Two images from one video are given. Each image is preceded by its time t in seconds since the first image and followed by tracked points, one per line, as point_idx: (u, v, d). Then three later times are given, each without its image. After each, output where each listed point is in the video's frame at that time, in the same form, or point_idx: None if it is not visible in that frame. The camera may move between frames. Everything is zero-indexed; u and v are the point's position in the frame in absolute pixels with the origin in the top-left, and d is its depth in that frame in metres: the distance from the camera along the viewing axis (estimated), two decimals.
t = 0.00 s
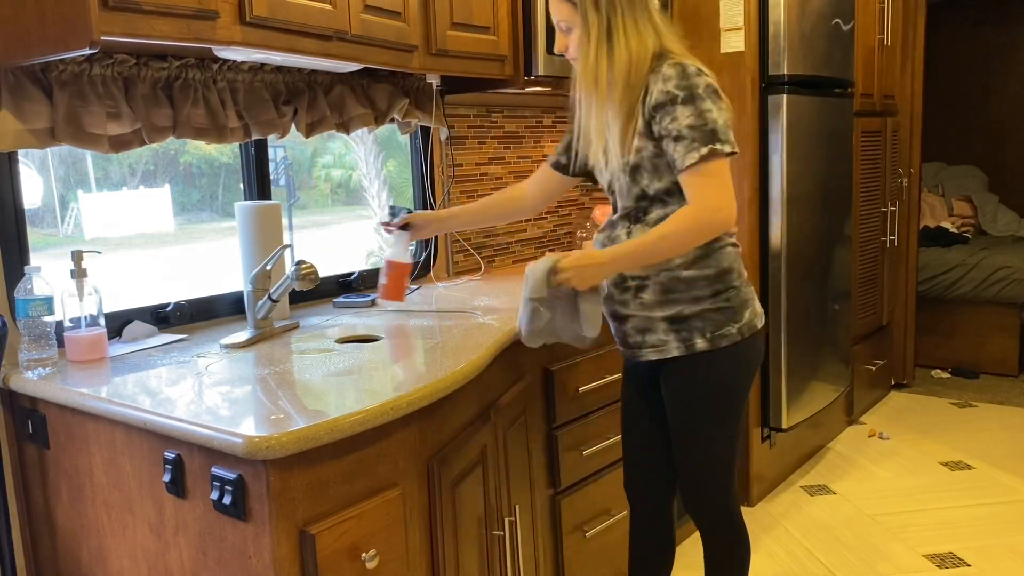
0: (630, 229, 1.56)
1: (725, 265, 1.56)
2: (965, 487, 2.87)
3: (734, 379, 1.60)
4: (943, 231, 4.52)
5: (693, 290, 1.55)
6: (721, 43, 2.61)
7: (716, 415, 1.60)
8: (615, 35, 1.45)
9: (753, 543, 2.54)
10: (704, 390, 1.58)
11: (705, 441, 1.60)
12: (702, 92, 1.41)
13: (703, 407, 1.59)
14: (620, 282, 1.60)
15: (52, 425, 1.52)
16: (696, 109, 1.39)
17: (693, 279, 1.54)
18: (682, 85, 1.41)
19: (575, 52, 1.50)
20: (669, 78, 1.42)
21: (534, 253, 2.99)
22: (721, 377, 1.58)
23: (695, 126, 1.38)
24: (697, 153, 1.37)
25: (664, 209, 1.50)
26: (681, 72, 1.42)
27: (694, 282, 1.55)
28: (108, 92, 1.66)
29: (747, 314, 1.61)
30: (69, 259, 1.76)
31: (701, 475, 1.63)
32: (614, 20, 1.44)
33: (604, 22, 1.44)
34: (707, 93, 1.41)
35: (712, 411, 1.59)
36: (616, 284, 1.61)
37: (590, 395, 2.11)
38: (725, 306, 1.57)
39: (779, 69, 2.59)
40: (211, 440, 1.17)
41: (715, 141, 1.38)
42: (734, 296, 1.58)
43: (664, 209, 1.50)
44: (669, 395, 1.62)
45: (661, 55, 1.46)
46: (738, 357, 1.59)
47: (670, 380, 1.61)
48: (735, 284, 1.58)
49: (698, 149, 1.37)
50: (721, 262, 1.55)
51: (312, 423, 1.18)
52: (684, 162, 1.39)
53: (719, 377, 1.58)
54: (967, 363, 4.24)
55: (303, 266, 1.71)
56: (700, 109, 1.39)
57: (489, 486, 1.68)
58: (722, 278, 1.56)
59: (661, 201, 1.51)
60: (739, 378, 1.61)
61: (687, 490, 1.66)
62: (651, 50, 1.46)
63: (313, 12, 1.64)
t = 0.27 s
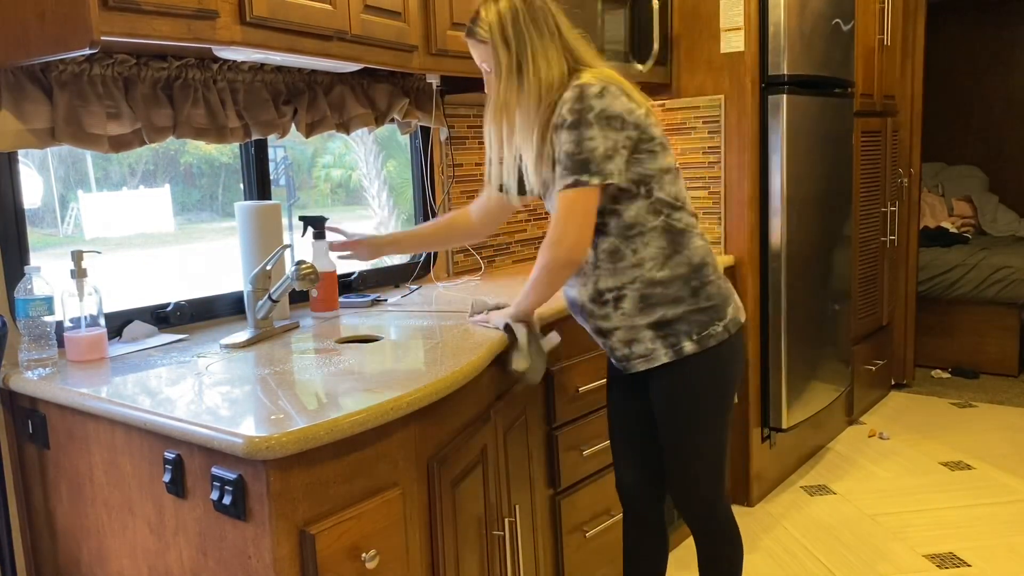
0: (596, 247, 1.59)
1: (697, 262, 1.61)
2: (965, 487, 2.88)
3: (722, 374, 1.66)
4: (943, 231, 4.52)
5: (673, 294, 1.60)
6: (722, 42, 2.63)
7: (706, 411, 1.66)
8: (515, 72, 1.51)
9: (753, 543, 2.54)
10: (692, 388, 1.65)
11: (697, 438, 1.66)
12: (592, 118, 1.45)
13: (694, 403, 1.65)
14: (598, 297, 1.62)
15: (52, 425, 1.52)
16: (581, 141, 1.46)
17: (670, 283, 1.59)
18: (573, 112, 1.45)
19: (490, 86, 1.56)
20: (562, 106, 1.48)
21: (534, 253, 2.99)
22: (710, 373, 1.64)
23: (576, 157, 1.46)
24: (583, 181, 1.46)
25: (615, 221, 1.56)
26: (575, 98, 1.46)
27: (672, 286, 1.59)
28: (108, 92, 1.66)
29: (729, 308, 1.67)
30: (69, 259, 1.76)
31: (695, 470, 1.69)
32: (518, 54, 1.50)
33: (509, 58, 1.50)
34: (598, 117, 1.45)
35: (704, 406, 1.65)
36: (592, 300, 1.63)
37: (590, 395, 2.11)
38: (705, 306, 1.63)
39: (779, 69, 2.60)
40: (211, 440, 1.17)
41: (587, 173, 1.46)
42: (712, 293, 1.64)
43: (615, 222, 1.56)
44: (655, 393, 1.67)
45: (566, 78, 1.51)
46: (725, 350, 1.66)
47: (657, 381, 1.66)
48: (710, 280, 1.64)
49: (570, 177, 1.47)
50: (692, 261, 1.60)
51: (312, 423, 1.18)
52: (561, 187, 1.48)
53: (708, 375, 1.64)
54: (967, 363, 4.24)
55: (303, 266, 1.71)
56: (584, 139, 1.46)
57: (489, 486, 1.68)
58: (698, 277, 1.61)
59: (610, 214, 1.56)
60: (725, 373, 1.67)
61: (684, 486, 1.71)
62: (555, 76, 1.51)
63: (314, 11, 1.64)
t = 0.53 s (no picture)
0: (563, 250, 1.63)
1: (658, 273, 1.58)
2: (965, 487, 2.87)
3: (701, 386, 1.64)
4: (943, 231, 4.52)
5: (631, 303, 1.58)
6: (722, 42, 2.63)
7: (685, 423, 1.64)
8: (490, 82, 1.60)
9: (753, 543, 2.54)
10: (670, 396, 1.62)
11: (673, 446, 1.64)
12: (536, 133, 1.50)
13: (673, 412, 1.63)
14: (565, 299, 1.64)
15: (53, 425, 1.52)
16: (522, 157, 1.52)
17: (628, 291, 1.58)
18: (521, 126, 1.51)
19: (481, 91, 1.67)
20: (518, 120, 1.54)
21: (534, 253, 2.99)
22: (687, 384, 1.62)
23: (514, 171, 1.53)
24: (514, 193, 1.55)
25: (575, 228, 1.59)
26: (526, 112, 1.51)
27: (631, 295, 1.58)
28: (108, 92, 1.66)
29: (697, 323, 1.62)
30: (69, 259, 1.76)
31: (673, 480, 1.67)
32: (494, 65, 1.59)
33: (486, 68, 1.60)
34: (543, 134, 1.50)
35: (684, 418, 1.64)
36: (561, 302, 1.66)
37: (590, 395, 2.11)
38: (665, 318, 1.59)
39: (779, 69, 2.60)
40: (211, 440, 1.17)
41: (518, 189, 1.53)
42: (675, 305, 1.60)
43: (573, 230, 1.59)
44: (630, 398, 1.66)
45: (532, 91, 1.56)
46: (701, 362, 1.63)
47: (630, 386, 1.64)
48: (676, 292, 1.60)
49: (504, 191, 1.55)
50: (654, 272, 1.58)
51: (312, 423, 1.18)
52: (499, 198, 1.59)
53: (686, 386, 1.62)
54: (967, 363, 4.24)
55: (303, 266, 1.71)
56: (525, 154, 1.51)
57: (489, 486, 1.68)
58: (658, 288, 1.58)
59: (570, 221, 1.59)
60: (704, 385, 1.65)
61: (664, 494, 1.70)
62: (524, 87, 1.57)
63: (314, 11, 1.64)
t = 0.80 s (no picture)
0: (563, 251, 1.62)
1: (660, 271, 1.58)
2: (965, 487, 2.87)
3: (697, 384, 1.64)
4: (943, 231, 4.52)
5: (634, 301, 1.59)
6: (722, 42, 2.63)
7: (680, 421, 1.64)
8: (496, 75, 1.56)
9: (753, 543, 2.54)
10: (664, 397, 1.62)
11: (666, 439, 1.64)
12: (549, 125, 1.47)
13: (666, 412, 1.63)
14: (565, 299, 1.64)
15: (53, 424, 1.52)
16: (540, 147, 1.48)
17: (632, 290, 1.58)
18: (534, 118, 1.48)
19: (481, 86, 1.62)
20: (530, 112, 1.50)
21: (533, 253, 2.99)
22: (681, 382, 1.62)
23: (535, 160, 1.48)
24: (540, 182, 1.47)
25: (579, 227, 1.58)
26: (536, 105, 1.49)
27: (634, 294, 1.58)
28: (108, 92, 1.66)
29: (698, 321, 1.63)
30: (69, 259, 1.76)
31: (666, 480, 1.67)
32: (499, 58, 1.55)
33: (493, 61, 1.56)
34: (555, 125, 1.47)
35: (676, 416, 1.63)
36: (561, 301, 1.66)
37: (590, 395, 2.11)
38: (668, 316, 1.60)
39: (779, 69, 2.60)
40: (211, 440, 1.17)
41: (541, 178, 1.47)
42: (677, 304, 1.61)
43: (577, 228, 1.58)
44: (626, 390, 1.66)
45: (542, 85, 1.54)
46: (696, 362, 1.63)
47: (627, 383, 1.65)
48: (677, 290, 1.61)
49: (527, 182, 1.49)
50: (656, 271, 1.58)
51: (312, 423, 1.18)
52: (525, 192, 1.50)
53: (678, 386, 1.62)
54: (967, 363, 4.24)
55: (303, 266, 1.71)
56: (541, 144, 1.48)
57: (488, 486, 1.68)
58: (660, 287, 1.59)
59: (574, 220, 1.58)
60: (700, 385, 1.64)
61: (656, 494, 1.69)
62: (533, 81, 1.54)
63: (313, 11, 1.64)
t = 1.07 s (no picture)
0: (572, 256, 1.59)
1: (672, 263, 1.59)
2: (965, 487, 2.87)
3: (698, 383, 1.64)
4: (943, 231, 4.52)
5: (650, 297, 1.59)
6: (722, 42, 2.63)
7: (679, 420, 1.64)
8: (478, 84, 1.54)
9: (753, 543, 2.54)
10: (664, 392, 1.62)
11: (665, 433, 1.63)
12: (545, 128, 1.46)
13: (667, 411, 1.63)
14: (579, 306, 1.62)
15: (53, 424, 1.52)
16: (538, 149, 1.46)
17: (648, 286, 1.58)
18: (526, 123, 1.47)
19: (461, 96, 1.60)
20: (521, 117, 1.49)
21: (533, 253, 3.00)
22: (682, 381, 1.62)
23: (532, 165, 1.47)
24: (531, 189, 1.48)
25: (587, 228, 1.56)
26: (527, 110, 1.48)
27: (650, 290, 1.58)
28: (108, 92, 1.66)
29: (710, 311, 1.65)
30: (69, 259, 1.76)
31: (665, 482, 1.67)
32: (484, 65, 1.53)
33: (474, 71, 1.54)
34: (551, 126, 1.46)
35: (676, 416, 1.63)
36: (575, 309, 1.63)
37: (591, 395, 2.11)
38: (683, 307, 1.61)
39: (779, 69, 2.60)
40: (211, 440, 1.17)
41: (542, 181, 1.47)
42: (690, 295, 1.62)
43: (586, 228, 1.57)
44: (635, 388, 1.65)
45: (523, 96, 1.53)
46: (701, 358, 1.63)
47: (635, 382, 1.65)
48: (688, 281, 1.62)
49: (528, 187, 1.48)
50: (667, 263, 1.59)
51: (312, 423, 1.18)
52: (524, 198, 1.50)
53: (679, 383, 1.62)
54: (967, 363, 4.24)
55: (303, 266, 1.71)
56: (540, 147, 1.46)
57: (488, 485, 1.68)
58: (673, 279, 1.60)
59: (580, 221, 1.57)
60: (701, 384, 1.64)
61: (654, 496, 1.69)
62: (517, 89, 1.54)
63: (313, 11, 1.64)
